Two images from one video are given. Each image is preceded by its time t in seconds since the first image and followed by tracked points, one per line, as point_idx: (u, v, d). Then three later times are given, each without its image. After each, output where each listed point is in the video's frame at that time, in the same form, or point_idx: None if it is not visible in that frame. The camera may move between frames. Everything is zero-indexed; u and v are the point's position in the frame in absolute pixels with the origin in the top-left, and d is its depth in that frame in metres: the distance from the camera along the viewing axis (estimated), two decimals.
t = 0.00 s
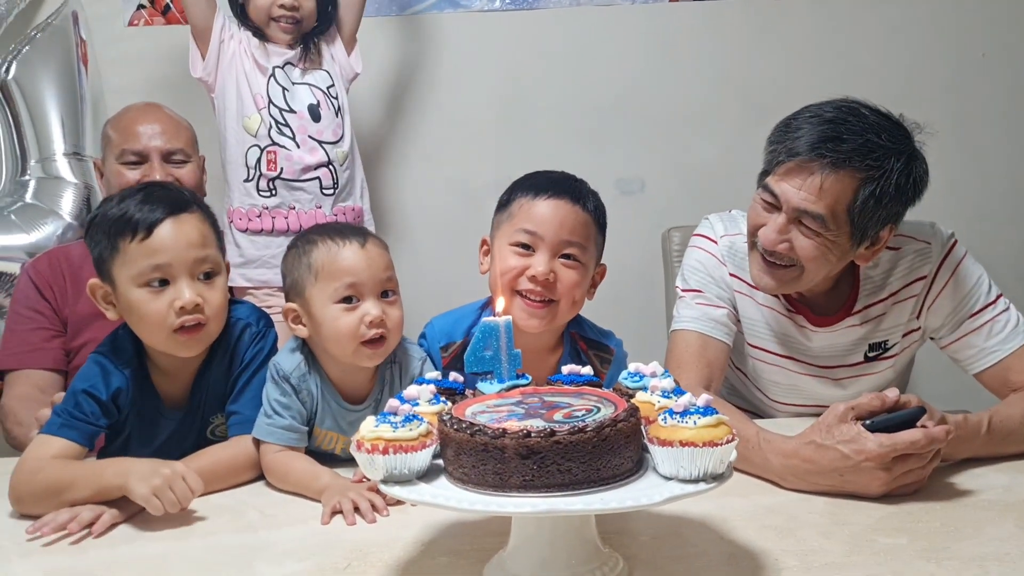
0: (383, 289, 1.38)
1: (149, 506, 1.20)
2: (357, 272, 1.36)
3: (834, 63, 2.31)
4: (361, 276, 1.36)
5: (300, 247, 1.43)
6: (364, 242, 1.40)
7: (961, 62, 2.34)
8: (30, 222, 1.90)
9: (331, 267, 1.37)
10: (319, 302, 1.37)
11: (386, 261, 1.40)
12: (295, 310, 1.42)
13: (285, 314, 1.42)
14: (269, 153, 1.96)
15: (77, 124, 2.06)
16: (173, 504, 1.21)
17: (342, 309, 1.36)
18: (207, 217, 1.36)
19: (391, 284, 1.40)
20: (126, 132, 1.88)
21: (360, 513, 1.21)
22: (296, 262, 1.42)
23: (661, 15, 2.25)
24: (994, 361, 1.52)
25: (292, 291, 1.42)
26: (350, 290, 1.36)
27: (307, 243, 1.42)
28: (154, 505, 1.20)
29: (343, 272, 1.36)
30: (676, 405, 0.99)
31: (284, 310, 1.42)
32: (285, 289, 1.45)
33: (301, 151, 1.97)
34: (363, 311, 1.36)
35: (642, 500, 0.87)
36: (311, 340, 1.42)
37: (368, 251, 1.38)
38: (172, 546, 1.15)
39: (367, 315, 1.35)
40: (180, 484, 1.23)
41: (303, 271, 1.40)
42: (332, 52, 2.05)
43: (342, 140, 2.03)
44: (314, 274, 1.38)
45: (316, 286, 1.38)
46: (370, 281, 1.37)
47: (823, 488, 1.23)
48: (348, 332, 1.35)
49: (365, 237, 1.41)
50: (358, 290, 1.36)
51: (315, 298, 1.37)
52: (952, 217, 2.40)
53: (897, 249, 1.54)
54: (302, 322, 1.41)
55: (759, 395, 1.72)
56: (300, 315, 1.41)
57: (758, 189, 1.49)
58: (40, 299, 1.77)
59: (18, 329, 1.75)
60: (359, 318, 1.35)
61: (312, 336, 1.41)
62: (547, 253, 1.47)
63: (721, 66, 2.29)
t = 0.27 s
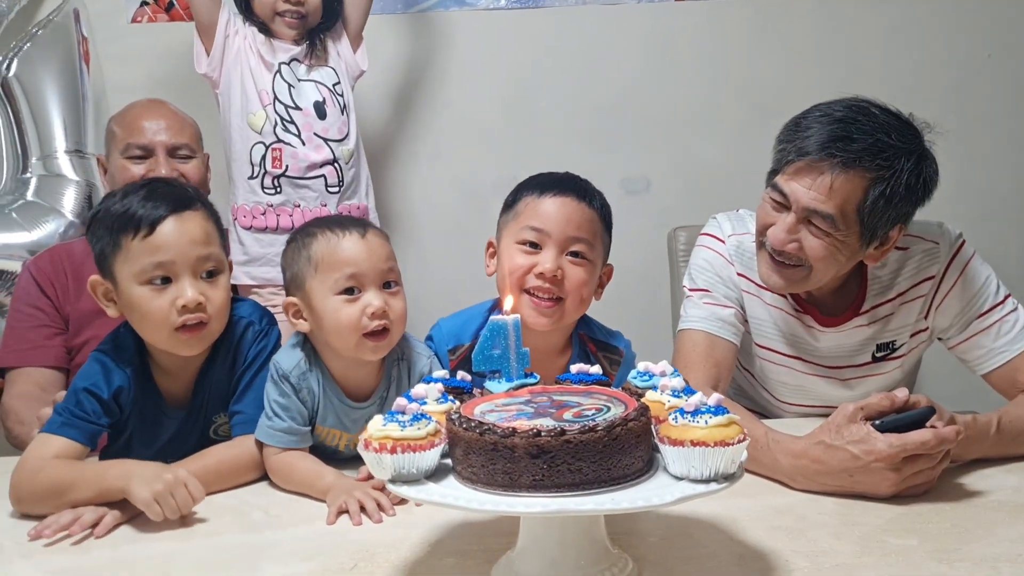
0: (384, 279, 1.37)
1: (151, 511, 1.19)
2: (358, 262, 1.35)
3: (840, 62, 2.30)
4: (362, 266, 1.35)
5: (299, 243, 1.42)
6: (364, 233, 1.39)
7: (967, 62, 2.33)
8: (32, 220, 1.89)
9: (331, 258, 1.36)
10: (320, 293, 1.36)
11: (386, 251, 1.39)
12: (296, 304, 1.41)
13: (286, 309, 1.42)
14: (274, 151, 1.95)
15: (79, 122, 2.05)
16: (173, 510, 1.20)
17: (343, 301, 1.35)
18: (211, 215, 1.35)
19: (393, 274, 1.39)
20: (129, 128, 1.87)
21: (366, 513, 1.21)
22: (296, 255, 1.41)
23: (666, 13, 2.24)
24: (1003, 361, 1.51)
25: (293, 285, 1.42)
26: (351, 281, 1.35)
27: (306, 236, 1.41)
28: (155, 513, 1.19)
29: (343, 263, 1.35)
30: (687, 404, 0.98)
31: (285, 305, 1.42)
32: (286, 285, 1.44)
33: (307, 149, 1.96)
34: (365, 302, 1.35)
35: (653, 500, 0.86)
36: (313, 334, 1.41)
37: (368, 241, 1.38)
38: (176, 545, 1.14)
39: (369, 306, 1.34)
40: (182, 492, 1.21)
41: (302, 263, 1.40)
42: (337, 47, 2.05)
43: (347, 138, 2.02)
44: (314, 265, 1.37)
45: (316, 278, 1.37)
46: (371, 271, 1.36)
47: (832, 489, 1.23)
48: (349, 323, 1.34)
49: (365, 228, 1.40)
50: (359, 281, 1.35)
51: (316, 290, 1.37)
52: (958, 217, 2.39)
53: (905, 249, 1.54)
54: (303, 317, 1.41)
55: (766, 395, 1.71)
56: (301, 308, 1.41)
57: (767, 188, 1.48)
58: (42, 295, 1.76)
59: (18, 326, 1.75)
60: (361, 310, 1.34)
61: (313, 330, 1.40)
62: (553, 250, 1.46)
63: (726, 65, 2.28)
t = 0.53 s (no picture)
0: (396, 279, 1.37)
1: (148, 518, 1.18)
2: (369, 260, 1.35)
3: (840, 64, 2.30)
4: (375, 265, 1.35)
5: (307, 234, 1.40)
6: (375, 229, 1.38)
7: (967, 64, 2.33)
8: (29, 217, 1.87)
9: (342, 256, 1.35)
10: (331, 290, 1.35)
11: (397, 248, 1.39)
12: (303, 301, 1.40)
13: (293, 306, 1.40)
14: (272, 151, 1.95)
15: (78, 119, 2.05)
16: (167, 519, 1.18)
17: (355, 299, 1.34)
18: (215, 221, 1.34)
19: (404, 273, 1.38)
20: (137, 120, 1.87)
21: (365, 512, 1.20)
22: (304, 251, 1.40)
23: (667, 14, 2.24)
24: (1004, 363, 1.51)
25: (301, 279, 1.41)
26: (363, 279, 1.34)
27: (313, 232, 1.40)
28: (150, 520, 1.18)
29: (355, 262, 1.34)
30: (691, 404, 0.97)
31: (292, 301, 1.41)
32: (292, 280, 1.43)
33: (303, 151, 1.95)
34: (377, 301, 1.35)
35: (656, 500, 0.86)
36: (320, 331, 1.40)
37: (380, 238, 1.37)
38: (175, 545, 1.13)
39: (382, 305, 1.34)
40: (178, 499, 1.19)
41: (311, 260, 1.39)
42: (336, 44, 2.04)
43: (343, 138, 2.01)
44: (324, 264, 1.37)
45: (326, 275, 1.36)
46: (382, 270, 1.35)
47: (833, 490, 1.22)
48: (361, 322, 1.33)
49: (376, 224, 1.39)
50: (372, 279, 1.35)
51: (327, 288, 1.36)
52: (957, 219, 2.39)
53: (907, 250, 1.53)
54: (311, 313, 1.40)
55: (766, 396, 1.71)
56: (309, 305, 1.40)
57: (771, 188, 1.48)
58: (39, 292, 1.75)
59: (15, 323, 1.74)
60: (373, 308, 1.34)
61: (322, 327, 1.39)
62: (555, 249, 1.46)
63: (727, 67, 2.28)
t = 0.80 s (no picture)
0: (398, 281, 1.37)
1: (149, 524, 1.17)
2: (372, 260, 1.34)
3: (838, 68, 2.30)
4: (378, 264, 1.35)
5: (314, 232, 1.41)
6: (380, 229, 1.39)
7: (965, 68, 2.33)
8: (26, 219, 1.86)
9: (345, 254, 1.35)
10: (332, 287, 1.35)
11: (401, 250, 1.38)
12: (304, 296, 1.40)
13: (294, 301, 1.40)
14: (266, 156, 1.94)
15: (76, 120, 2.04)
16: (172, 522, 1.18)
17: (356, 298, 1.34)
18: (225, 203, 1.30)
19: (406, 275, 1.38)
20: (137, 121, 1.88)
21: (360, 515, 1.20)
22: (309, 246, 1.40)
23: (666, 18, 2.24)
24: (1002, 369, 1.51)
25: (304, 275, 1.40)
26: (364, 278, 1.34)
27: (320, 229, 1.40)
28: (152, 526, 1.17)
29: (358, 260, 1.34)
30: (688, 409, 0.97)
31: (293, 296, 1.40)
32: (295, 276, 1.43)
33: (297, 155, 1.95)
34: (377, 300, 1.34)
35: (653, 506, 0.85)
36: (320, 328, 1.40)
37: (384, 239, 1.37)
38: (171, 546, 1.13)
39: (381, 304, 1.34)
40: (179, 503, 1.19)
41: (315, 256, 1.38)
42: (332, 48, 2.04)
43: (338, 143, 2.00)
44: (328, 259, 1.36)
45: (329, 272, 1.36)
46: (384, 269, 1.35)
47: (830, 495, 1.22)
48: (361, 321, 1.33)
49: (381, 225, 1.39)
50: (374, 278, 1.34)
51: (329, 285, 1.36)
52: (955, 224, 2.39)
53: (905, 254, 1.53)
54: (312, 309, 1.39)
55: (763, 401, 1.70)
56: (310, 301, 1.39)
57: (769, 191, 1.48)
58: (37, 295, 1.75)
59: (13, 324, 1.72)
60: (373, 308, 1.34)
61: (321, 325, 1.39)
62: (552, 249, 1.45)
63: (725, 70, 2.28)
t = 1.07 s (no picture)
0: (394, 278, 1.37)
1: (143, 526, 1.17)
2: (369, 256, 1.34)
3: (832, 70, 2.31)
4: (375, 261, 1.34)
5: (314, 228, 1.40)
6: (379, 227, 1.38)
7: (959, 70, 2.34)
8: (17, 217, 1.85)
9: (342, 250, 1.35)
10: (328, 282, 1.35)
11: (399, 249, 1.38)
12: (300, 291, 1.39)
13: (289, 295, 1.39)
14: (257, 154, 1.94)
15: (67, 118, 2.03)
16: (163, 524, 1.17)
17: (351, 293, 1.34)
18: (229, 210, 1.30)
19: (402, 274, 1.38)
20: (130, 120, 1.88)
21: (352, 515, 1.19)
22: (307, 240, 1.40)
23: (660, 18, 2.24)
24: (995, 370, 1.51)
25: (300, 270, 1.40)
26: (360, 274, 1.34)
27: (319, 224, 1.40)
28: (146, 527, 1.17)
29: (355, 255, 1.34)
30: (683, 409, 0.97)
31: (289, 290, 1.40)
32: (292, 270, 1.42)
33: (289, 154, 1.95)
34: (372, 296, 1.34)
35: (647, 506, 0.85)
36: (314, 322, 1.39)
37: (382, 236, 1.37)
38: (162, 547, 1.12)
39: (376, 301, 1.33)
40: (173, 504, 1.18)
41: (313, 250, 1.38)
42: (326, 49, 2.03)
43: (330, 144, 2.01)
44: (326, 253, 1.36)
45: (327, 266, 1.35)
46: (381, 266, 1.35)
47: (823, 495, 1.22)
48: (355, 317, 1.32)
49: (380, 222, 1.39)
50: (371, 274, 1.34)
51: (325, 279, 1.35)
52: (947, 226, 2.40)
53: (898, 256, 1.53)
54: (307, 304, 1.39)
55: (756, 401, 1.70)
56: (306, 295, 1.39)
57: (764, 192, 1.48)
58: (28, 293, 1.72)
59: (3, 323, 1.70)
60: (368, 303, 1.33)
61: (316, 319, 1.38)
62: (542, 244, 1.46)
63: (719, 71, 2.28)
